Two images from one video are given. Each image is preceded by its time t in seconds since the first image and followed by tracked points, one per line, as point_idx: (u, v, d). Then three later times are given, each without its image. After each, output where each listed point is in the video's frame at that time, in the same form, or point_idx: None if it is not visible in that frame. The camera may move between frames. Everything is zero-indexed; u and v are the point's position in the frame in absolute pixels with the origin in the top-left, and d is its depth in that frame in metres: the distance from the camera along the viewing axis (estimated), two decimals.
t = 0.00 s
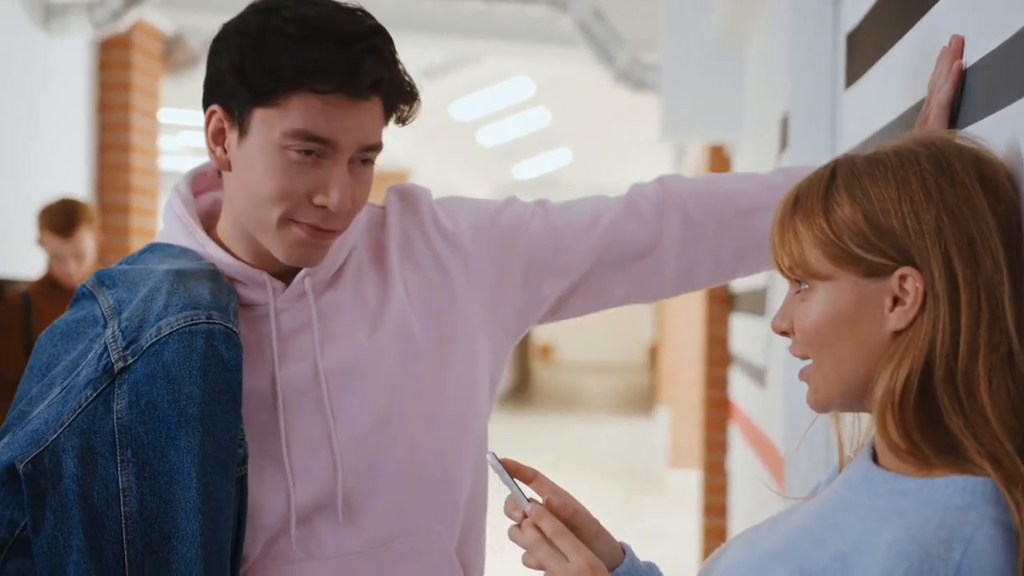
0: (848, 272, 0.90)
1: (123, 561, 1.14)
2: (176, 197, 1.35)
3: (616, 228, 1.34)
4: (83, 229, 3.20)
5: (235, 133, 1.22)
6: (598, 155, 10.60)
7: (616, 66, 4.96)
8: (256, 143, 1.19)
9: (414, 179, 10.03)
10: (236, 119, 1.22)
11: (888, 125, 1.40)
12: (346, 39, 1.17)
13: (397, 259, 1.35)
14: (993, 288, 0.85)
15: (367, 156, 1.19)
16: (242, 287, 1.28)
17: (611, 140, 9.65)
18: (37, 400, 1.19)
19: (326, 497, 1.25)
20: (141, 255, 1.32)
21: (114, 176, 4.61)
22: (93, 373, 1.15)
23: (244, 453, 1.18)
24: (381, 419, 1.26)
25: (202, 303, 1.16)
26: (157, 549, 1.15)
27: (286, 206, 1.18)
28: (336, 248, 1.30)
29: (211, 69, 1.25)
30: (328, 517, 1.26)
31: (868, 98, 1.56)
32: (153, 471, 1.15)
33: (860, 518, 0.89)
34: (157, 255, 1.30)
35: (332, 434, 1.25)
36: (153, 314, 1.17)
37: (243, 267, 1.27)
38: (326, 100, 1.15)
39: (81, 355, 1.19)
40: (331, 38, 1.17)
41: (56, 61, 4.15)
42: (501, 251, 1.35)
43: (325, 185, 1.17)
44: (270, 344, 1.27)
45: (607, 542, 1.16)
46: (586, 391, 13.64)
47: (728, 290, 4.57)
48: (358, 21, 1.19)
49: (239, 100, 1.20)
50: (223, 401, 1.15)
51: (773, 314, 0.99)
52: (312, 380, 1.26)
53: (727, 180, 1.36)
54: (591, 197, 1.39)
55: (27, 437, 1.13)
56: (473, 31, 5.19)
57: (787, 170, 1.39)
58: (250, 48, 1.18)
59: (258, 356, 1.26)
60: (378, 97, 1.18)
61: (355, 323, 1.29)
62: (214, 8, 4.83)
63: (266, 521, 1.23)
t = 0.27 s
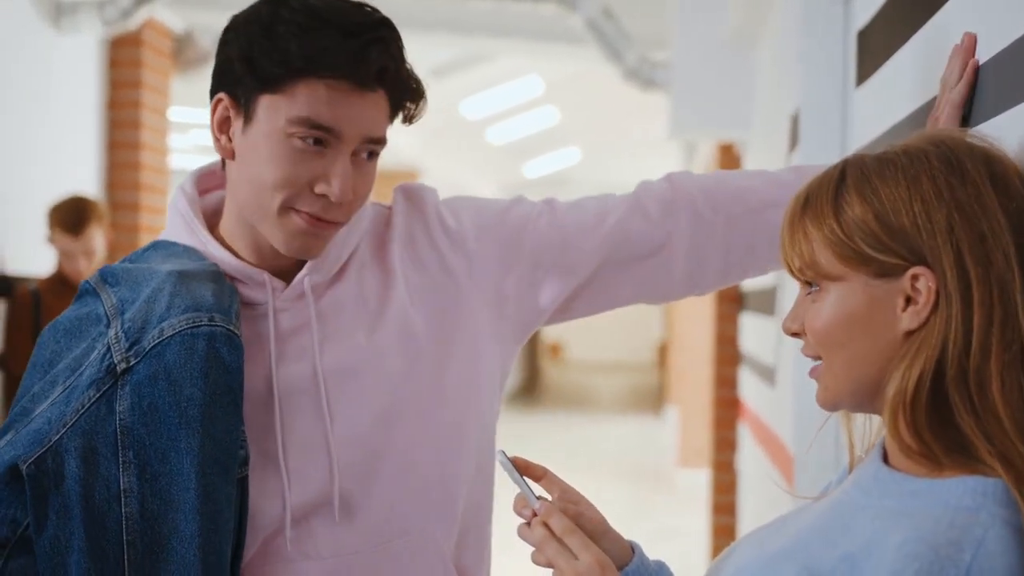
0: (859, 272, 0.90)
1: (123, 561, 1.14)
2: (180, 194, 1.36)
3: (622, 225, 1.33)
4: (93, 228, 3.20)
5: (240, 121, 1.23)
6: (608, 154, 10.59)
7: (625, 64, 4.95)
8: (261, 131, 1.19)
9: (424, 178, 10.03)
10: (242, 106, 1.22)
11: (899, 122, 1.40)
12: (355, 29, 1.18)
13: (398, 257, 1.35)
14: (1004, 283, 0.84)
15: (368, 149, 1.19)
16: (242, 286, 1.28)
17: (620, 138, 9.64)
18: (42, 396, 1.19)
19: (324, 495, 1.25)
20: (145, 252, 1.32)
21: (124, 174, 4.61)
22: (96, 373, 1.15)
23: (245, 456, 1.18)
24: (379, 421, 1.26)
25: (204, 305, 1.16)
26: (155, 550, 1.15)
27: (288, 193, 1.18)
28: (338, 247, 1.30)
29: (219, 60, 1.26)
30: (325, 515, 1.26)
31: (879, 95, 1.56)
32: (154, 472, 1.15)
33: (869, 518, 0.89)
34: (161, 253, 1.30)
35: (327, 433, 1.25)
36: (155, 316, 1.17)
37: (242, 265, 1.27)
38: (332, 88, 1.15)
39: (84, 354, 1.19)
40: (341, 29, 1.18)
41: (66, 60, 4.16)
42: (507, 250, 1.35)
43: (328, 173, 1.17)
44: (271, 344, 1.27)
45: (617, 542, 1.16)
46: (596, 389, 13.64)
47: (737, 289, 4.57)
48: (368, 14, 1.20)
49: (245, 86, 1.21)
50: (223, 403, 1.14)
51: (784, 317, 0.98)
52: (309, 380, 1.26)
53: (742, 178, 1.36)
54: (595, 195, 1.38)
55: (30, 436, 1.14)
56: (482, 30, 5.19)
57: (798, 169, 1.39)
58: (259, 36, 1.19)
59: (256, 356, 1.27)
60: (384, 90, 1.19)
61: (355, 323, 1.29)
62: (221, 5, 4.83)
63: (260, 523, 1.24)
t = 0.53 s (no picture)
0: (875, 269, 0.89)
1: (116, 549, 1.14)
2: (195, 184, 1.36)
3: (630, 222, 1.33)
4: (103, 222, 3.21)
5: (257, 113, 1.23)
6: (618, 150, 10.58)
7: (635, 61, 4.95)
8: (278, 125, 1.19)
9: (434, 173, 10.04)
10: (260, 98, 1.22)
11: (908, 118, 1.39)
12: (377, 28, 1.18)
13: (405, 252, 1.35)
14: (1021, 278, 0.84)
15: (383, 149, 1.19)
16: (249, 278, 1.29)
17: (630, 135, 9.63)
18: (45, 380, 1.19)
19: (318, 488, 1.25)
20: (155, 238, 1.33)
21: (133, 170, 4.62)
22: (99, 360, 1.15)
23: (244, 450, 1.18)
24: (377, 420, 1.26)
25: (209, 298, 1.16)
26: (148, 541, 1.14)
27: (300, 188, 1.18)
28: (346, 243, 1.31)
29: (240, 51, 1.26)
30: (317, 509, 1.25)
31: (889, 91, 1.55)
32: (151, 463, 1.15)
33: (879, 518, 0.88)
34: (170, 241, 1.31)
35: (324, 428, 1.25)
36: (160, 307, 1.17)
37: (250, 257, 1.28)
38: (350, 85, 1.15)
39: (88, 339, 1.19)
40: (363, 26, 1.17)
41: (76, 54, 4.16)
42: (514, 249, 1.35)
43: (342, 172, 1.16)
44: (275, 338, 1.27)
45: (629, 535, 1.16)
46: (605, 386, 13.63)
47: (747, 286, 4.56)
48: (392, 13, 1.20)
49: (264, 77, 1.21)
50: (222, 399, 1.14)
51: (795, 315, 0.98)
52: (312, 375, 1.26)
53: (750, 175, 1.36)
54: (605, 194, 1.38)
55: (31, 421, 1.14)
56: (492, 26, 5.18)
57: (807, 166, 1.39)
58: (281, 29, 1.19)
59: (259, 349, 1.27)
60: (403, 90, 1.19)
61: (361, 320, 1.29)
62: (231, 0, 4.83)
63: (256, 516, 1.23)
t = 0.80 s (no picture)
0: (889, 267, 0.89)
1: (106, 542, 1.14)
2: (208, 179, 1.36)
3: (639, 223, 1.33)
4: (111, 216, 3.21)
5: (273, 108, 1.23)
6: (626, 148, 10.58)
7: (643, 57, 4.94)
8: (294, 120, 1.19)
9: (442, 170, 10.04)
10: (276, 93, 1.22)
11: (916, 117, 1.39)
12: (395, 25, 1.18)
13: (415, 250, 1.35)
14: None
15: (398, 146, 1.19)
16: (259, 273, 1.28)
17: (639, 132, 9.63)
18: (47, 368, 1.20)
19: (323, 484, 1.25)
20: (165, 230, 1.33)
21: (141, 165, 4.62)
22: (99, 351, 1.16)
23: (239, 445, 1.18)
24: (382, 417, 1.27)
25: (210, 293, 1.16)
26: (138, 535, 1.15)
27: (315, 184, 1.18)
28: (357, 240, 1.30)
29: (256, 44, 1.26)
30: (322, 501, 1.26)
31: (898, 89, 1.55)
32: (145, 456, 1.15)
33: (885, 517, 0.88)
34: (179, 233, 1.31)
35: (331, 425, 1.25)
36: (162, 300, 1.17)
37: (258, 251, 1.27)
38: (367, 82, 1.15)
39: (92, 329, 1.20)
40: (382, 24, 1.17)
41: (85, 49, 4.17)
42: (524, 247, 1.35)
43: (357, 168, 1.16)
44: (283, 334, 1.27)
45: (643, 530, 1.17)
46: (612, 383, 13.63)
47: (754, 284, 4.56)
48: (410, 11, 1.20)
49: (280, 72, 1.21)
50: (219, 395, 1.14)
51: (802, 311, 0.98)
52: (320, 372, 1.26)
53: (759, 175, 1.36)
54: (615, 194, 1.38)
55: (29, 408, 1.14)
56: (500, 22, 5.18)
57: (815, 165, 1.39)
58: (299, 24, 1.19)
59: (267, 342, 1.27)
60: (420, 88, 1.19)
61: (370, 316, 1.29)
62: None
63: (256, 510, 1.24)
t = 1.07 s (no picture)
0: (899, 261, 0.89)
1: (118, 539, 1.15)
2: (219, 173, 1.36)
3: (648, 219, 1.33)
4: (119, 212, 3.21)
5: (287, 104, 1.23)
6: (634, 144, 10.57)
7: (652, 53, 4.94)
8: (309, 116, 1.19)
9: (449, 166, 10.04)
10: (290, 90, 1.23)
11: (925, 112, 1.39)
12: (412, 24, 1.18)
13: (424, 245, 1.35)
14: None
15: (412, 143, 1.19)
16: (270, 269, 1.29)
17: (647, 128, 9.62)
18: (58, 361, 1.20)
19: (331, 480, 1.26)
20: (176, 224, 1.33)
21: (149, 161, 4.63)
22: (111, 346, 1.16)
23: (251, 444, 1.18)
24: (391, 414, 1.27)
25: (224, 291, 1.16)
26: (151, 531, 1.15)
27: (329, 181, 1.18)
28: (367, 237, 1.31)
29: (270, 38, 1.26)
30: (331, 497, 1.26)
31: (906, 84, 1.54)
32: (158, 453, 1.15)
33: (892, 513, 0.88)
34: (189, 228, 1.31)
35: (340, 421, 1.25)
36: (175, 297, 1.17)
37: (269, 248, 1.28)
38: (383, 79, 1.15)
39: (103, 323, 1.20)
40: (398, 22, 1.18)
41: (93, 45, 4.17)
42: (532, 243, 1.35)
43: (371, 166, 1.17)
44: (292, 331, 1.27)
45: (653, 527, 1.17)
46: (620, 379, 13.63)
47: (762, 281, 4.56)
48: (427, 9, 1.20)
49: (295, 67, 1.21)
50: (232, 394, 1.14)
51: (810, 303, 0.98)
52: (328, 368, 1.26)
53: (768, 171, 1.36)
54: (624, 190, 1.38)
55: (41, 403, 1.15)
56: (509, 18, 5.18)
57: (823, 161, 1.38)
58: (316, 20, 1.19)
59: (276, 339, 1.27)
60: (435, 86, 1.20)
61: (378, 312, 1.29)
62: None
63: (266, 506, 1.24)
